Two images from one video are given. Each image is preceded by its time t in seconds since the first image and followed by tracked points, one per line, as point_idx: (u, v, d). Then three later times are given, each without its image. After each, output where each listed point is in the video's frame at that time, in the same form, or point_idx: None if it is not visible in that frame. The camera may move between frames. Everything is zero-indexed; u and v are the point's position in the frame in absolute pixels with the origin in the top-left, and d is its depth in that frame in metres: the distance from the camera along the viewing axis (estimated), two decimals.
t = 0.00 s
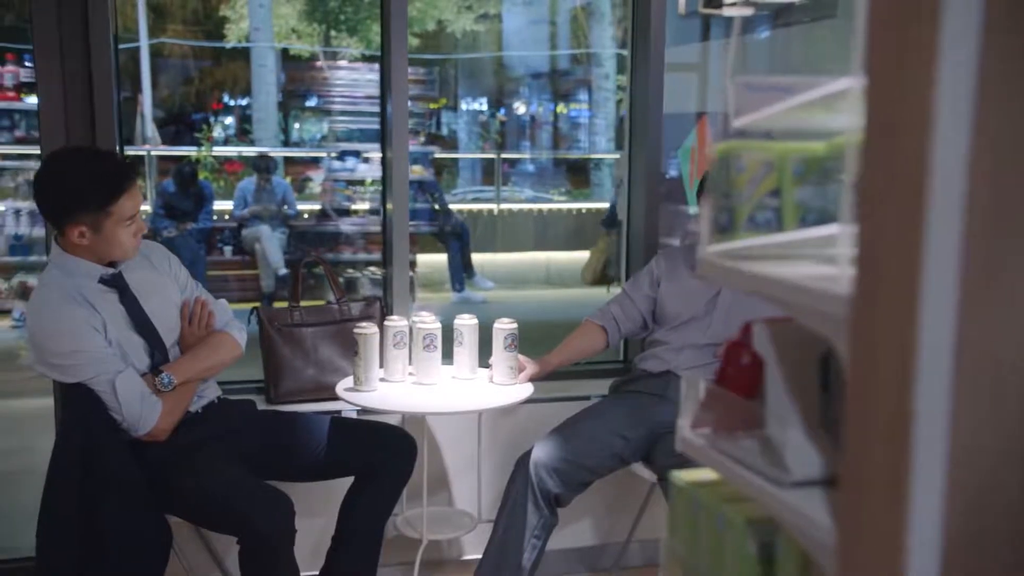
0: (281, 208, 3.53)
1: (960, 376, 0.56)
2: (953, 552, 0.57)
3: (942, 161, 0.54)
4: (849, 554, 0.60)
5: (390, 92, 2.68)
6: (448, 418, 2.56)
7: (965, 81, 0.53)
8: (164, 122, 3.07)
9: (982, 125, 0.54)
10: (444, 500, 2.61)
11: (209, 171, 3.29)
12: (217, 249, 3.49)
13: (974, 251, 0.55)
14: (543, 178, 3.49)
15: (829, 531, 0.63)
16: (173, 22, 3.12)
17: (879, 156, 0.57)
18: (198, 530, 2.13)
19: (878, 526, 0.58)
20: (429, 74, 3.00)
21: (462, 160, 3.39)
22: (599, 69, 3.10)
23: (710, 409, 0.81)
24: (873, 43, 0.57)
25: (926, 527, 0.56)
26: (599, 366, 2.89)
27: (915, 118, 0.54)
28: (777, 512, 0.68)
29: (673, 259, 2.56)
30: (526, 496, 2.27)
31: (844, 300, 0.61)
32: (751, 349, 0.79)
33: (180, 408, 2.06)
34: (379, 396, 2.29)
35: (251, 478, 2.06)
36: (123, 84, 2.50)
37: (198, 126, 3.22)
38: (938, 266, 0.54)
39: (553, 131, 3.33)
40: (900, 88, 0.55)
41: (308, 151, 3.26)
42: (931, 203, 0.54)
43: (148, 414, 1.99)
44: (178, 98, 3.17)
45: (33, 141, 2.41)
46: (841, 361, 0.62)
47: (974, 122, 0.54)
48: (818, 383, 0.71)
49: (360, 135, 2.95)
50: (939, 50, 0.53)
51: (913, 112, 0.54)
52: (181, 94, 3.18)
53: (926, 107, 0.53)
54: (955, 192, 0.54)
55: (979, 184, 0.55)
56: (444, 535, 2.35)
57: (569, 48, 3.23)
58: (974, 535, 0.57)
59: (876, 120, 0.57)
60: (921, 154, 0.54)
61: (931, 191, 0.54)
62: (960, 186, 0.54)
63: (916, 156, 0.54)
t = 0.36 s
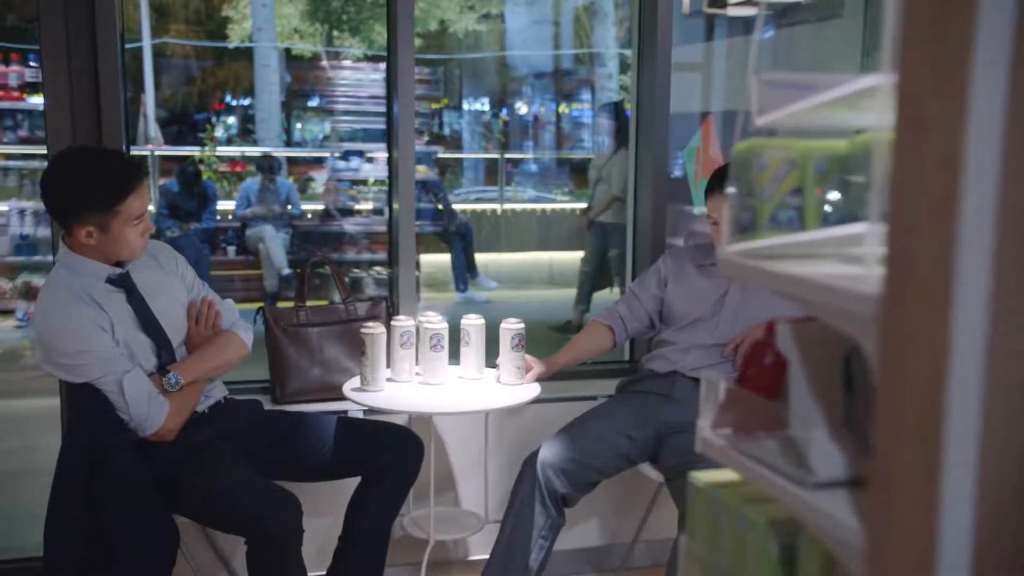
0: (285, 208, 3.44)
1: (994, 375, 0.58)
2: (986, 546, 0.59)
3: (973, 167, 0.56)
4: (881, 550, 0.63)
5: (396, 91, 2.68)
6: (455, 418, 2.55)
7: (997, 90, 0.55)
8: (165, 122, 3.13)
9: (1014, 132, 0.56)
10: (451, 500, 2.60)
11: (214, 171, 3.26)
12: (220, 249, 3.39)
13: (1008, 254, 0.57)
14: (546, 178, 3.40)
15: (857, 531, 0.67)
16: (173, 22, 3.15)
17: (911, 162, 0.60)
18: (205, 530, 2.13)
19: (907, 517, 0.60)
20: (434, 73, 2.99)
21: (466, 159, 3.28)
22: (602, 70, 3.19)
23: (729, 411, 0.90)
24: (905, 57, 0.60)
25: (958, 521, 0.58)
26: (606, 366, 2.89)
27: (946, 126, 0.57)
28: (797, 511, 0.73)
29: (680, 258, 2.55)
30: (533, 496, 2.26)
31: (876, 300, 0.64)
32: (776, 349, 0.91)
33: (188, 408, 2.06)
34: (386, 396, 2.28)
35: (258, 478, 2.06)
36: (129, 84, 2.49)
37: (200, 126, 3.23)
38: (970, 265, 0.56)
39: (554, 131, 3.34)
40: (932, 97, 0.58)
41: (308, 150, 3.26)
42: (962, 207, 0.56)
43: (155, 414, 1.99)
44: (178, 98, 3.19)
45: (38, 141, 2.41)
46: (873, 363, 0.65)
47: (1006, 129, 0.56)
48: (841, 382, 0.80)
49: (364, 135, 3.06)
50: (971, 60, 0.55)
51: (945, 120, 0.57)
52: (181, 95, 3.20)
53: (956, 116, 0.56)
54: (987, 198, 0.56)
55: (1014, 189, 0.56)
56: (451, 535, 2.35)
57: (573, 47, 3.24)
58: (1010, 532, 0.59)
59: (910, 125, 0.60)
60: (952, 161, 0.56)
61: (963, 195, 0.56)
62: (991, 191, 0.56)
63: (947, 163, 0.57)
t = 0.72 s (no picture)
0: (285, 208, 3.42)
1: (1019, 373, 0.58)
2: (1012, 544, 0.59)
3: (999, 164, 0.56)
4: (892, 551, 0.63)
5: (400, 91, 2.68)
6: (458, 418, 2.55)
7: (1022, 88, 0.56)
8: (164, 122, 3.08)
9: None
10: (454, 500, 2.60)
11: (213, 172, 3.22)
12: (220, 249, 3.34)
13: None
14: (548, 178, 3.33)
15: (874, 531, 0.68)
16: (173, 22, 3.14)
17: (934, 161, 0.59)
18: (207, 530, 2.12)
19: (931, 517, 0.60)
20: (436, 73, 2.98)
21: (468, 159, 3.25)
22: (603, 69, 3.20)
23: (746, 411, 0.93)
24: (929, 53, 0.60)
25: (983, 517, 0.59)
26: (608, 366, 2.89)
27: (972, 123, 0.57)
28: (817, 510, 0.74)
29: (683, 258, 2.56)
30: (537, 496, 2.25)
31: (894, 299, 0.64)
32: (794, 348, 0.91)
33: (191, 409, 2.05)
34: (390, 396, 2.27)
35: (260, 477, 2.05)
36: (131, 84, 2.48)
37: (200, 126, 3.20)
38: (995, 268, 0.57)
39: (555, 131, 3.30)
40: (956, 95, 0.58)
41: (309, 150, 3.25)
42: (988, 205, 0.56)
43: (159, 414, 1.98)
44: (178, 98, 3.16)
45: (39, 141, 2.41)
46: (893, 364, 0.65)
47: None
48: (858, 381, 0.81)
49: (364, 135, 3.05)
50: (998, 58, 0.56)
51: (972, 118, 0.57)
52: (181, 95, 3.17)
53: (983, 114, 0.56)
54: (1013, 196, 0.56)
55: None
56: (455, 535, 2.34)
57: (573, 47, 3.24)
58: None
59: (933, 123, 0.60)
60: (978, 158, 0.57)
61: (987, 193, 0.57)
62: (1017, 190, 0.56)
63: (975, 161, 0.57)
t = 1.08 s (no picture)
0: (284, 208, 3.43)
1: None
2: None
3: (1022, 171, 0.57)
4: (915, 554, 0.64)
5: (401, 90, 2.67)
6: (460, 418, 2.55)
7: None
8: (162, 122, 3.02)
9: None
10: (456, 500, 2.59)
11: (212, 172, 3.19)
12: (220, 249, 3.34)
13: None
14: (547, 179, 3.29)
15: (894, 532, 0.70)
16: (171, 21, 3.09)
17: (957, 167, 0.61)
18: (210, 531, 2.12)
19: (953, 517, 0.62)
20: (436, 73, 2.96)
21: (469, 158, 3.25)
22: (602, 68, 3.20)
23: (759, 411, 0.96)
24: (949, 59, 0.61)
25: (1006, 517, 0.60)
26: (609, 366, 2.88)
27: (994, 130, 0.58)
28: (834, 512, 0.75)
29: (686, 257, 2.55)
30: (540, 496, 2.25)
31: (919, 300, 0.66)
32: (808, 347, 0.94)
33: (193, 410, 2.05)
34: (392, 396, 2.26)
35: (263, 477, 2.05)
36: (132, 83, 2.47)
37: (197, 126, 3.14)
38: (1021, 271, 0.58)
39: (555, 130, 3.27)
40: (978, 103, 0.59)
41: (308, 151, 3.27)
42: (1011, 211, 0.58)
43: (162, 414, 1.98)
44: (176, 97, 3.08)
45: (41, 140, 2.40)
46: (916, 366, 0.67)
47: None
48: (874, 381, 0.84)
49: (364, 135, 3.05)
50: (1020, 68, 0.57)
51: (994, 125, 0.58)
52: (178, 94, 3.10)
53: (1005, 122, 0.58)
54: None
55: None
56: (458, 534, 2.34)
57: (572, 47, 3.24)
58: None
59: (952, 129, 0.61)
60: (1000, 166, 0.58)
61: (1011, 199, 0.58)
62: None
63: (998, 168, 0.58)
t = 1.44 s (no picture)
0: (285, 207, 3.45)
1: None
2: None
3: None
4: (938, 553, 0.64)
5: (403, 90, 2.67)
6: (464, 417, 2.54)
7: None
8: (163, 122, 2.99)
9: None
10: (460, 500, 2.59)
11: (213, 171, 3.19)
12: (220, 249, 3.34)
13: None
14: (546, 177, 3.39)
15: (915, 530, 0.71)
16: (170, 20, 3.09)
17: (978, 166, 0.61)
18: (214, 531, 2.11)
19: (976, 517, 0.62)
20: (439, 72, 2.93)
21: (469, 158, 3.22)
22: (602, 68, 3.15)
23: (775, 410, 0.97)
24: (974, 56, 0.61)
25: None
26: (612, 365, 2.88)
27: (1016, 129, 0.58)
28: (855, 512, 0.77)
29: (689, 256, 2.55)
30: (544, 495, 2.24)
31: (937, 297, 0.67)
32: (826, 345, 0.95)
33: (197, 410, 2.04)
34: (396, 396, 2.26)
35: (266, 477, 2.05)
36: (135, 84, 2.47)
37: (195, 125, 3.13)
38: None
39: (555, 129, 3.34)
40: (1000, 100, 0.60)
41: (308, 150, 3.23)
42: None
43: (166, 414, 1.97)
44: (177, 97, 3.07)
45: (44, 141, 2.40)
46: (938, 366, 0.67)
47: None
48: (892, 378, 0.85)
49: (364, 134, 3.01)
50: None
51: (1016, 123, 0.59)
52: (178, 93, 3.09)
53: None
54: None
55: None
56: (461, 534, 2.33)
57: (573, 47, 3.24)
58: None
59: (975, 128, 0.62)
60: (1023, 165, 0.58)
61: None
62: None
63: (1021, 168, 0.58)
